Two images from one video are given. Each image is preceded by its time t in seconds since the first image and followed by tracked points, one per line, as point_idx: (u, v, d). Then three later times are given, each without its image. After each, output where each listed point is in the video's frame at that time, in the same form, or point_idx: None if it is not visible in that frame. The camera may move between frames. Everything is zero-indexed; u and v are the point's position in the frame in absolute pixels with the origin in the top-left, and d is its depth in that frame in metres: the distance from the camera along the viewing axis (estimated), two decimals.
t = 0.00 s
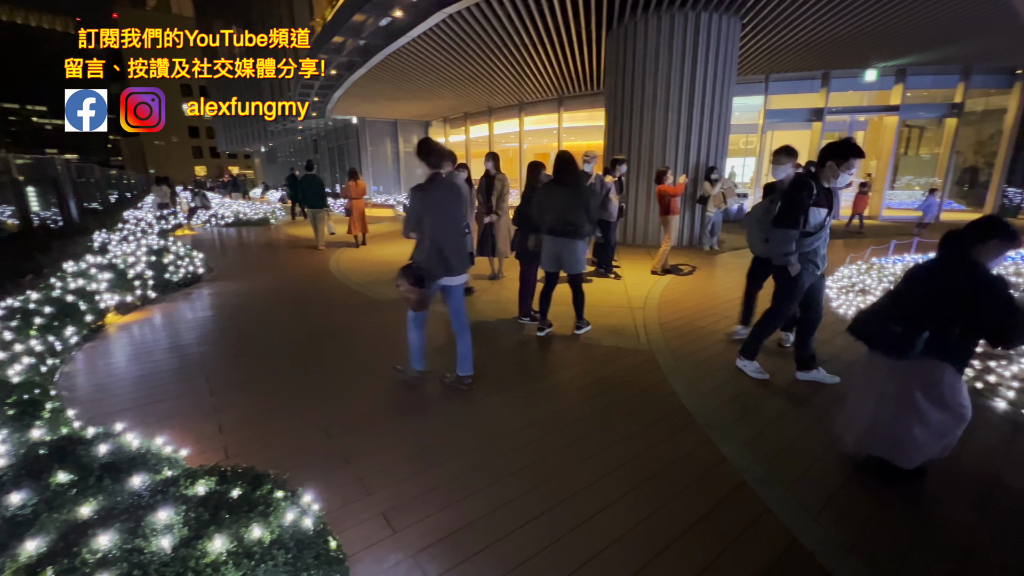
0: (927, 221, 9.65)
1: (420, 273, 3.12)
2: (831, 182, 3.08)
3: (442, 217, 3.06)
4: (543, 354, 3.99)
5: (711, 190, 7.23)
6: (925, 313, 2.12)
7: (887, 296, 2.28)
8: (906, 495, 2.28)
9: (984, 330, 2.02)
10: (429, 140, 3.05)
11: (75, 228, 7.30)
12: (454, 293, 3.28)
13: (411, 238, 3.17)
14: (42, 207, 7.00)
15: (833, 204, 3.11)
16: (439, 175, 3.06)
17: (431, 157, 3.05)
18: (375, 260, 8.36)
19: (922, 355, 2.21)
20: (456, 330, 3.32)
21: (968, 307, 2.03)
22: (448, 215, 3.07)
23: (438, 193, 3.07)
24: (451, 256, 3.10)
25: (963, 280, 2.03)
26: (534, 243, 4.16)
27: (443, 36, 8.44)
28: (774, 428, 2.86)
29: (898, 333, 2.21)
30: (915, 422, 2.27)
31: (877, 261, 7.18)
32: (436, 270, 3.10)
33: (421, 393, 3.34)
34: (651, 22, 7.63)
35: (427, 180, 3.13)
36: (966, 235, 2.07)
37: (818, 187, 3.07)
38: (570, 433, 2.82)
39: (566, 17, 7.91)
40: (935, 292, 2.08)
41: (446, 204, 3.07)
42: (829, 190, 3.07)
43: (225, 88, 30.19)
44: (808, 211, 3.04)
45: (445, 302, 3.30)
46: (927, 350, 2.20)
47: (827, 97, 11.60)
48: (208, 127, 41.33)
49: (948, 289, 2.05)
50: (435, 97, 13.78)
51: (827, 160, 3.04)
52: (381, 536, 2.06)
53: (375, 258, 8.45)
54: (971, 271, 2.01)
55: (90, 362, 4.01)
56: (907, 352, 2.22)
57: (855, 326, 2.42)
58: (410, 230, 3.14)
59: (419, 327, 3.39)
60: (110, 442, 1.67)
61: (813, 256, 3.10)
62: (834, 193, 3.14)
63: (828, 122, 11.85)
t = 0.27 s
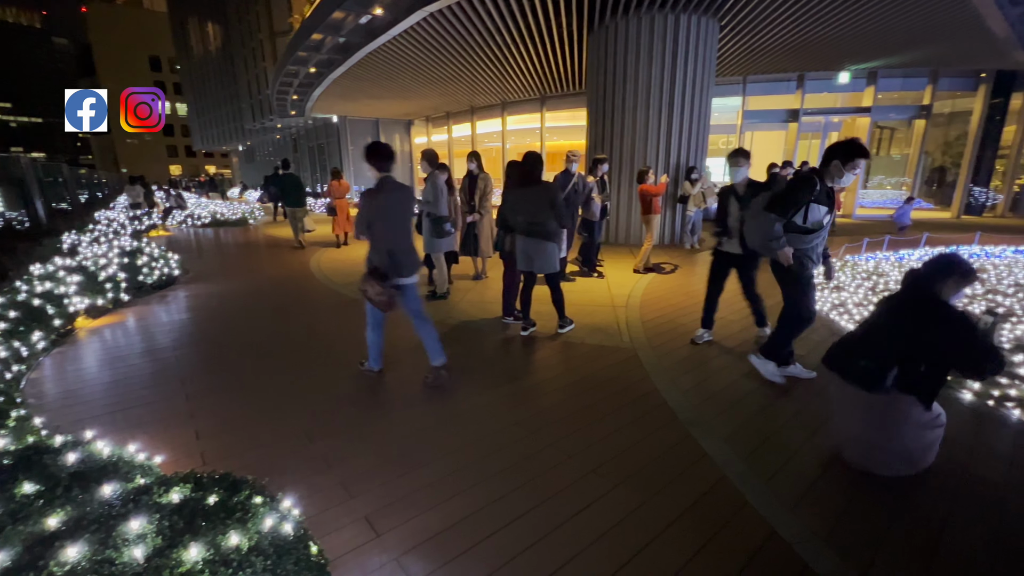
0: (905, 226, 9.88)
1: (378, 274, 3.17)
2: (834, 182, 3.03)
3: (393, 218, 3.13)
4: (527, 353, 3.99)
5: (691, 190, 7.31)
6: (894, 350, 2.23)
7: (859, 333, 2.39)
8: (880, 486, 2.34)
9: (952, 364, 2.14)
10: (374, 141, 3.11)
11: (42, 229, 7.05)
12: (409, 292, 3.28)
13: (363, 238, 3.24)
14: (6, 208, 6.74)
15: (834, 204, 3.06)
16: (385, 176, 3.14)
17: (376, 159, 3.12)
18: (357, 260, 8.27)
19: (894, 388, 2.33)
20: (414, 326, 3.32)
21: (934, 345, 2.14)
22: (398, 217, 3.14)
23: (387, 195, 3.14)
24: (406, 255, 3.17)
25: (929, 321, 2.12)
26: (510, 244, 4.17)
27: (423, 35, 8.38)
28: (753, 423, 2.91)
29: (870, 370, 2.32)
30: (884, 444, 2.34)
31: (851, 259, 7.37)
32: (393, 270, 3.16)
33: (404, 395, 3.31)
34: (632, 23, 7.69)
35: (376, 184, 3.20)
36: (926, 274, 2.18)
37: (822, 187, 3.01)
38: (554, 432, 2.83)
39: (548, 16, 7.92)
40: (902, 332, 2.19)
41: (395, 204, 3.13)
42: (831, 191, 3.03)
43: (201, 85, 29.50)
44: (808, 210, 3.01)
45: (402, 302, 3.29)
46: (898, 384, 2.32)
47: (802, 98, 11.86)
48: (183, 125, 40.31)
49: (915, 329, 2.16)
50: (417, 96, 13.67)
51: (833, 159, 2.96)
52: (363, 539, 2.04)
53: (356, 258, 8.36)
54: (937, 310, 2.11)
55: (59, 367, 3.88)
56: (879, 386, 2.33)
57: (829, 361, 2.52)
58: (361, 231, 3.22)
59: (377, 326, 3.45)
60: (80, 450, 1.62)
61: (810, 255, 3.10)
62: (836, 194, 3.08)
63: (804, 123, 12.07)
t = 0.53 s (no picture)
0: (876, 224, 10.18)
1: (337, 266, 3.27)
2: (824, 182, 3.10)
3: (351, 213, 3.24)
4: (509, 352, 3.99)
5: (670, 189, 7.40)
6: (867, 366, 2.26)
7: (830, 352, 2.38)
8: (853, 477, 2.41)
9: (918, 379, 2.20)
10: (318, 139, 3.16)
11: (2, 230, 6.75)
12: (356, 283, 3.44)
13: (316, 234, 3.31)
14: None
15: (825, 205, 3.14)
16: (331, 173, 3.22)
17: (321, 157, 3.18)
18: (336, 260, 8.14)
19: (861, 406, 2.36)
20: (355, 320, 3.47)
21: (905, 362, 2.18)
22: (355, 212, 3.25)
23: (341, 191, 3.22)
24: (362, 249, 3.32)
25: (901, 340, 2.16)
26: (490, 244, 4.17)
27: (402, 33, 8.30)
28: (731, 419, 2.95)
29: (842, 389, 2.32)
30: (850, 437, 2.44)
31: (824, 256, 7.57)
32: (348, 263, 3.29)
33: (386, 397, 3.27)
34: (611, 24, 7.75)
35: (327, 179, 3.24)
36: (891, 293, 2.23)
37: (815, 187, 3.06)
38: (537, 430, 2.83)
39: (528, 15, 7.92)
40: (872, 348, 2.22)
41: (344, 200, 3.21)
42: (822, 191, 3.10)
43: (172, 81, 28.66)
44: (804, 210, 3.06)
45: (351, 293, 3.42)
46: (866, 401, 2.35)
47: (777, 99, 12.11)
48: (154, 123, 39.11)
49: (885, 346, 2.19)
50: (397, 95, 13.53)
51: (824, 160, 3.03)
52: (343, 544, 2.01)
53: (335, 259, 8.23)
54: (905, 329, 2.16)
55: (22, 374, 3.73)
56: (849, 404, 2.33)
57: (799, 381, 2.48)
58: (313, 227, 3.28)
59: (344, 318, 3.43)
60: (42, 460, 1.55)
61: (803, 255, 3.17)
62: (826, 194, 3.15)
63: (779, 124, 12.28)
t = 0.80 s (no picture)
0: (852, 221, 10.41)
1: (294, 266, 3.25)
2: (814, 181, 3.14)
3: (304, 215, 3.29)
4: (492, 352, 3.97)
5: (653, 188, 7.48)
6: (839, 362, 2.31)
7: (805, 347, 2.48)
8: (830, 469, 2.46)
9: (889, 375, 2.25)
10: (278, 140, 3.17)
11: None
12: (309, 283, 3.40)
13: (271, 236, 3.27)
14: None
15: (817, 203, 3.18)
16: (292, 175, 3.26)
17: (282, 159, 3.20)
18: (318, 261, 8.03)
19: (838, 399, 2.43)
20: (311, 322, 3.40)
21: (876, 359, 2.23)
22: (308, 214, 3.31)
23: (292, 192, 3.22)
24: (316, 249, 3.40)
25: (872, 338, 2.20)
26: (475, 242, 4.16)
27: (382, 30, 8.20)
28: (713, 414, 3.00)
29: (816, 383, 2.41)
30: (827, 430, 2.49)
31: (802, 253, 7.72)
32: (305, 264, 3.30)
33: (368, 398, 3.23)
34: (593, 23, 7.78)
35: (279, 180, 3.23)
36: (858, 289, 2.28)
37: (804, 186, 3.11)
38: (521, 430, 2.83)
39: (510, 14, 7.90)
40: (844, 344, 2.28)
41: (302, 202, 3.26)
42: (813, 190, 3.14)
43: (146, 78, 27.89)
44: (798, 209, 3.10)
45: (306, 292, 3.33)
46: (841, 394, 2.42)
47: (755, 99, 12.30)
48: (127, 120, 38.00)
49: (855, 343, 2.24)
50: (378, 93, 13.39)
51: (812, 159, 3.08)
52: (325, 548, 1.98)
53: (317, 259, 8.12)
54: (875, 326, 2.20)
55: None
56: (825, 397, 2.40)
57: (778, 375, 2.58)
58: (268, 229, 3.23)
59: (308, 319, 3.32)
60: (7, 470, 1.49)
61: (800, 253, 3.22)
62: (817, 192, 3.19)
63: (757, 124, 12.50)
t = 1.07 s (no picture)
0: (826, 219, 10.67)
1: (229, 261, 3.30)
2: (791, 180, 3.20)
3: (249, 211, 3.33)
4: (474, 351, 3.96)
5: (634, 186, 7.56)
6: (813, 356, 2.38)
7: (783, 342, 2.47)
8: (807, 460, 2.52)
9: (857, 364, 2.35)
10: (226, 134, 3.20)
11: None
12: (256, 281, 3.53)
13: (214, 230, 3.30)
14: None
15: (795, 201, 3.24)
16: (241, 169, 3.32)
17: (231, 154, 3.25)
18: (297, 261, 7.88)
19: (819, 391, 2.48)
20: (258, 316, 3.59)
21: (847, 350, 2.32)
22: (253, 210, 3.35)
23: (236, 188, 3.28)
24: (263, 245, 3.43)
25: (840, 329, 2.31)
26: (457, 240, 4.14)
27: (360, 27, 8.09)
28: (693, 410, 3.03)
29: (799, 376, 2.42)
30: (803, 423, 2.55)
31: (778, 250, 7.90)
32: (244, 259, 3.34)
33: (348, 400, 3.18)
34: (573, 22, 7.80)
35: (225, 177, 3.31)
36: (817, 288, 2.41)
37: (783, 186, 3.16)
38: (503, 429, 2.82)
39: (490, 12, 7.87)
40: (816, 337, 2.36)
41: (249, 198, 3.31)
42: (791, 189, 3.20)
43: (115, 73, 26.99)
44: (779, 208, 3.13)
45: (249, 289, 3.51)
46: (820, 386, 2.47)
47: (733, 99, 12.51)
48: (95, 117, 36.73)
49: (827, 336, 2.33)
50: (358, 90, 13.21)
51: (790, 159, 3.12)
52: (305, 553, 1.95)
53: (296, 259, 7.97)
54: (837, 318, 2.32)
55: None
56: (807, 390, 2.43)
57: (758, 373, 2.57)
58: (211, 223, 3.26)
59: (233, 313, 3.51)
60: None
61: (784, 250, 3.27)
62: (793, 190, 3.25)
63: (735, 123, 12.73)
